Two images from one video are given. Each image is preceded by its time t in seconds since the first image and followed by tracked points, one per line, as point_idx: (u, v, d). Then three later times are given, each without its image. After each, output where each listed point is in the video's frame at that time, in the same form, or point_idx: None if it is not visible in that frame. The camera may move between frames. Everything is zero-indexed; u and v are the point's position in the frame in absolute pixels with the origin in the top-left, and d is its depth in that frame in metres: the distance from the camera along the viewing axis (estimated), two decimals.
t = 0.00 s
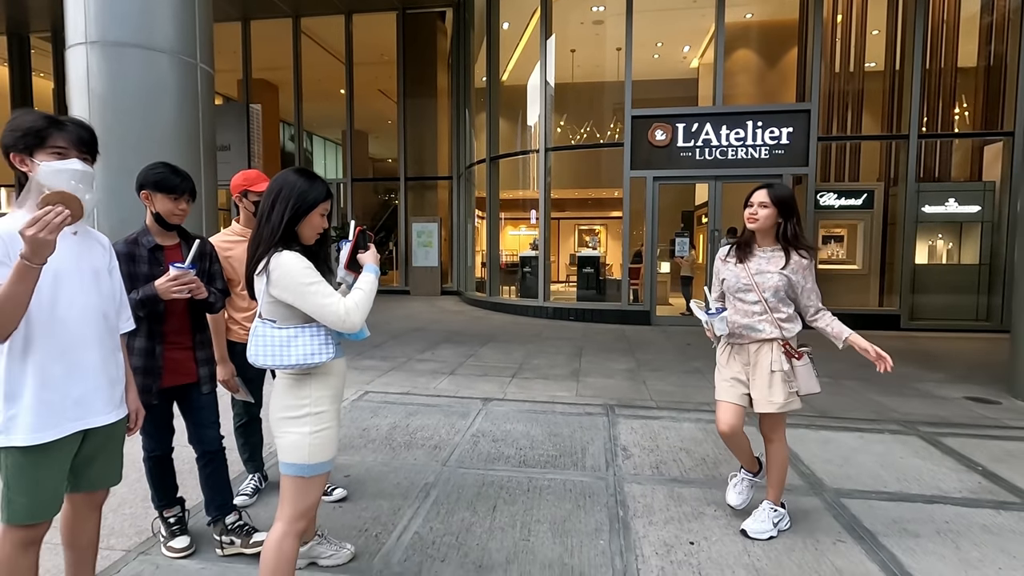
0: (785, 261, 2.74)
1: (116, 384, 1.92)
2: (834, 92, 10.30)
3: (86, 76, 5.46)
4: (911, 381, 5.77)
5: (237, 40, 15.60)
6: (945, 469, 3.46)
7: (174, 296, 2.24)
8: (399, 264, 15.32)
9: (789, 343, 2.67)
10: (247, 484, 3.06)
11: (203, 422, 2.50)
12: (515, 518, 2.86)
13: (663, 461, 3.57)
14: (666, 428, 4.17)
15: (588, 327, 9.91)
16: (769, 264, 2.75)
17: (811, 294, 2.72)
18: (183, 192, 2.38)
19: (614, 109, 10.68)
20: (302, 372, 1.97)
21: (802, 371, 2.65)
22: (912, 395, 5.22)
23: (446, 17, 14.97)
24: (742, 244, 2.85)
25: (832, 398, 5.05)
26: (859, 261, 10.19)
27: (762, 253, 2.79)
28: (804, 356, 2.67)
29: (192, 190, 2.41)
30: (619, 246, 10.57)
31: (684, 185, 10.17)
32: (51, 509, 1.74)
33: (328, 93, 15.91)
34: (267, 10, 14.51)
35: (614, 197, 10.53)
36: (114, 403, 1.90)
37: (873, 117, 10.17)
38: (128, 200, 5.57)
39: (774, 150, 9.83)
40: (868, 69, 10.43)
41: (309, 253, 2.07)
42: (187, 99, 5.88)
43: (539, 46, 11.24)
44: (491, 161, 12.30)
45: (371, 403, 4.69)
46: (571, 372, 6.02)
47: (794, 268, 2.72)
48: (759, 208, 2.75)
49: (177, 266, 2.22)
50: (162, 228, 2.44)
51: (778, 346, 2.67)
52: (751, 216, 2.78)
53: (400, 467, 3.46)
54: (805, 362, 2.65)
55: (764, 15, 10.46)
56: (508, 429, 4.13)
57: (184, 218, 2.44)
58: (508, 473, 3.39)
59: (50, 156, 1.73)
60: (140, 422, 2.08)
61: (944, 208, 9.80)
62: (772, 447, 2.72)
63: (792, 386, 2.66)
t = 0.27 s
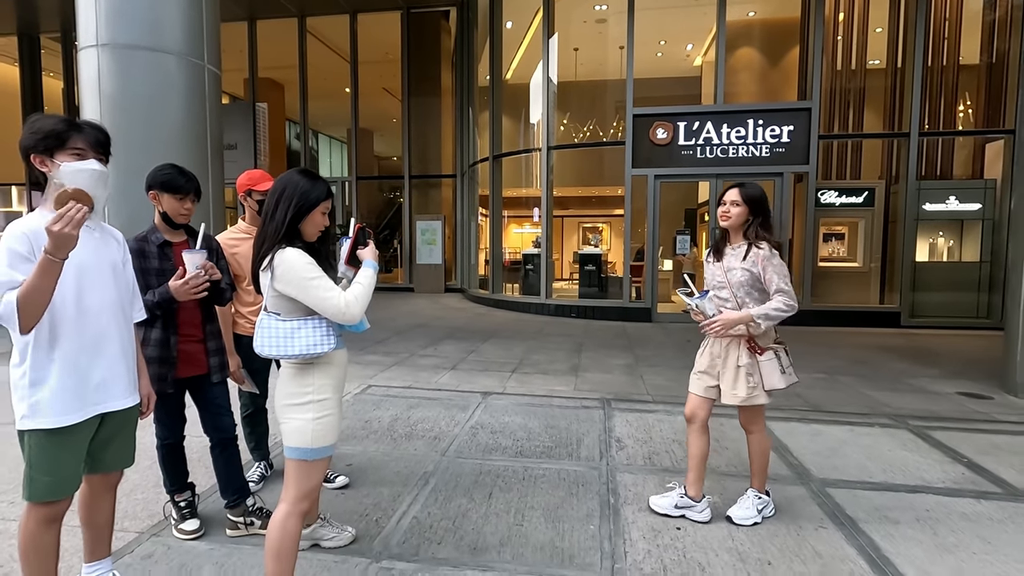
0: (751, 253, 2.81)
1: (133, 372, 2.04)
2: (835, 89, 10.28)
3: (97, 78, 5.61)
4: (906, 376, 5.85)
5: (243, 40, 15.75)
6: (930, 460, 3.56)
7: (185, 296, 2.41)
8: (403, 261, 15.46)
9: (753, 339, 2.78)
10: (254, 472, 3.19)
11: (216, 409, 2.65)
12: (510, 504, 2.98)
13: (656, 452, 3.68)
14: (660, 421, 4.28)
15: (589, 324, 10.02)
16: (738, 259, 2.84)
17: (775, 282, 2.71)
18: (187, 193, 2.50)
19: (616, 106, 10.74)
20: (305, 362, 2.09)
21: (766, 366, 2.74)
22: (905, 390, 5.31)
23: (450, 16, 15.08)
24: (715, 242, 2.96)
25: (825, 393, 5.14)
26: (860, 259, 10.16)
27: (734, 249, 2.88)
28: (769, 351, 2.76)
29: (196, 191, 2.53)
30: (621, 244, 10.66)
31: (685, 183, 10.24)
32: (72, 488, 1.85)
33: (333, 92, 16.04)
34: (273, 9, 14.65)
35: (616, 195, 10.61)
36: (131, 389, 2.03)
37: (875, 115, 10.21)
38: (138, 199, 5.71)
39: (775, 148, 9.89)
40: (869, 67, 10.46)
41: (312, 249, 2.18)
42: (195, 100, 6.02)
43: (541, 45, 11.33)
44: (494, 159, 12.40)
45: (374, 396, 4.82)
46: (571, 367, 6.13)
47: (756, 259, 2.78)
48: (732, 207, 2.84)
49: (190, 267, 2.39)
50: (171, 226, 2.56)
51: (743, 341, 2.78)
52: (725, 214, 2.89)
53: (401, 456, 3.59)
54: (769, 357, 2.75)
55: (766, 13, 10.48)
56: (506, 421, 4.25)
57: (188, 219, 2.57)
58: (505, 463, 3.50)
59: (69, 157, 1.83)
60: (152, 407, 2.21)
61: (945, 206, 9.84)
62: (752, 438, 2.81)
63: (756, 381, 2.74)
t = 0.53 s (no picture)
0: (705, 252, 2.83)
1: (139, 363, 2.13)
2: (837, 88, 10.28)
3: (104, 80, 5.71)
4: (903, 374, 5.89)
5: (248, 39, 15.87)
6: (919, 457, 3.61)
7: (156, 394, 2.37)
8: (407, 260, 15.57)
9: (694, 333, 2.79)
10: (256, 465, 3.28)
11: (222, 401, 2.74)
12: (504, 497, 3.05)
13: (649, 447, 3.74)
14: (655, 417, 4.34)
15: (590, 322, 10.07)
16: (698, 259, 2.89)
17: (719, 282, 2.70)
18: (192, 194, 2.58)
19: (619, 104, 10.75)
20: (304, 358, 2.17)
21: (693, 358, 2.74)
22: (901, 388, 5.34)
23: (453, 15, 15.14)
24: (690, 242, 3.00)
25: (821, 390, 5.19)
26: (862, 258, 10.15)
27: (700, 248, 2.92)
28: (700, 344, 2.75)
29: (201, 193, 2.61)
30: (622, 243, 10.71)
31: (687, 182, 10.26)
32: (79, 478, 1.93)
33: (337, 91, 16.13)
34: (278, 9, 14.75)
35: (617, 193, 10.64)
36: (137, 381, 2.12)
37: (877, 113, 10.21)
38: (144, 199, 5.82)
39: (776, 147, 9.91)
40: (872, 65, 10.45)
41: (309, 249, 2.26)
42: (199, 101, 6.12)
43: (544, 45, 11.38)
44: (497, 158, 12.47)
45: (374, 392, 4.91)
46: (569, 365, 6.20)
47: (707, 259, 2.79)
48: (698, 209, 2.84)
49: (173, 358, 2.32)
50: (177, 226, 2.64)
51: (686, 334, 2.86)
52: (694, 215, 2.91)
53: (399, 451, 3.67)
54: (697, 351, 2.73)
55: (770, 10, 10.45)
56: (503, 417, 4.32)
57: (193, 219, 2.64)
58: (500, 458, 3.58)
59: (74, 160, 1.89)
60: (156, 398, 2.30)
61: (947, 204, 9.82)
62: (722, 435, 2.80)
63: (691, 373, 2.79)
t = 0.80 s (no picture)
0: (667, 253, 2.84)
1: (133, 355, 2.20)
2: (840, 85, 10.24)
3: (108, 80, 5.80)
4: (901, 372, 5.89)
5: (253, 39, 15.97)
6: (910, 454, 3.63)
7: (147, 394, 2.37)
8: (410, 258, 15.65)
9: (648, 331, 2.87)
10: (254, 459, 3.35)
11: (220, 396, 2.80)
12: (495, 491, 3.11)
13: (641, 443, 3.78)
14: (650, 414, 4.38)
15: (591, 320, 10.10)
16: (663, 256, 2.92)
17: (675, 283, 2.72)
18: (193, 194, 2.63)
19: (621, 102, 10.78)
20: (296, 352, 2.23)
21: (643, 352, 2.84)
22: (898, 386, 5.35)
23: (456, 14, 15.17)
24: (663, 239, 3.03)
25: (817, 388, 5.21)
26: (864, 256, 10.11)
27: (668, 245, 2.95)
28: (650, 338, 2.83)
29: (201, 192, 2.66)
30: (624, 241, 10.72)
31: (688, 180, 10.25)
32: (77, 470, 2.00)
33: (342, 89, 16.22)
34: (282, 8, 14.85)
35: (619, 191, 10.66)
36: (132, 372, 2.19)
37: (880, 111, 10.16)
38: (148, 197, 5.91)
39: (778, 145, 9.88)
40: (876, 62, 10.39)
41: (302, 247, 2.32)
42: (203, 101, 6.20)
43: (546, 44, 11.42)
44: (499, 156, 12.51)
45: (373, 388, 4.97)
46: (567, 362, 6.24)
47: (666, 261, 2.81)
48: (661, 207, 2.90)
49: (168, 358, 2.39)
50: (176, 225, 2.70)
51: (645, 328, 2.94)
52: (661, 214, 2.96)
53: (394, 446, 3.73)
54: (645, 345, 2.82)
55: (773, 8, 10.41)
56: (499, 413, 4.37)
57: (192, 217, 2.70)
58: (494, 453, 3.63)
59: (63, 159, 1.92)
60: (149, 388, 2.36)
61: (951, 202, 9.71)
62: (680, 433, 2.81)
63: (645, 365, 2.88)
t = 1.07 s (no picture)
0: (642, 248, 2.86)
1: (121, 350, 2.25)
2: (844, 82, 10.17)
3: (112, 80, 5.87)
4: (900, 370, 5.88)
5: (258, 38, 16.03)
6: (904, 451, 3.63)
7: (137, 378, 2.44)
8: (414, 256, 15.71)
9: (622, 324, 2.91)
10: (251, 453, 3.40)
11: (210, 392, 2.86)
12: (487, 486, 3.14)
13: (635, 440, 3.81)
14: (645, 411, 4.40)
15: (593, 318, 10.11)
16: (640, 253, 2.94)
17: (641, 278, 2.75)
18: (184, 193, 2.68)
19: (626, 99, 10.85)
20: (290, 347, 2.27)
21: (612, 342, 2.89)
22: (896, 384, 5.34)
23: (460, 13, 15.20)
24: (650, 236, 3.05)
25: (814, 386, 5.21)
26: (867, 255, 10.07)
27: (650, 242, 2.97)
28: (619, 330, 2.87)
29: (193, 192, 2.71)
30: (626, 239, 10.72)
31: (691, 178, 10.23)
32: (65, 465, 2.04)
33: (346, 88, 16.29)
34: (287, 8, 14.93)
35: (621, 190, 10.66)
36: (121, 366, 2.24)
37: (885, 108, 10.10)
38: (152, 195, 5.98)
39: (781, 143, 9.84)
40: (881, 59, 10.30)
41: (296, 244, 2.36)
42: (205, 100, 6.26)
43: (549, 42, 11.42)
44: (502, 154, 12.53)
45: (371, 385, 5.03)
46: (566, 359, 6.27)
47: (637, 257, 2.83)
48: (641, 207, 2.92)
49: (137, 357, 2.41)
50: (171, 223, 2.75)
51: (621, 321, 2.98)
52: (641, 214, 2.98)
53: (390, 441, 3.77)
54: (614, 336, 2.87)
55: (777, 5, 10.37)
56: (495, 409, 4.41)
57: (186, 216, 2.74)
58: (488, 449, 3.66)
59: (49, 157, 1.96)
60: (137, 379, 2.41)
61: (956, 200, 9.67)
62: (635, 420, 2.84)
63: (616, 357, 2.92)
